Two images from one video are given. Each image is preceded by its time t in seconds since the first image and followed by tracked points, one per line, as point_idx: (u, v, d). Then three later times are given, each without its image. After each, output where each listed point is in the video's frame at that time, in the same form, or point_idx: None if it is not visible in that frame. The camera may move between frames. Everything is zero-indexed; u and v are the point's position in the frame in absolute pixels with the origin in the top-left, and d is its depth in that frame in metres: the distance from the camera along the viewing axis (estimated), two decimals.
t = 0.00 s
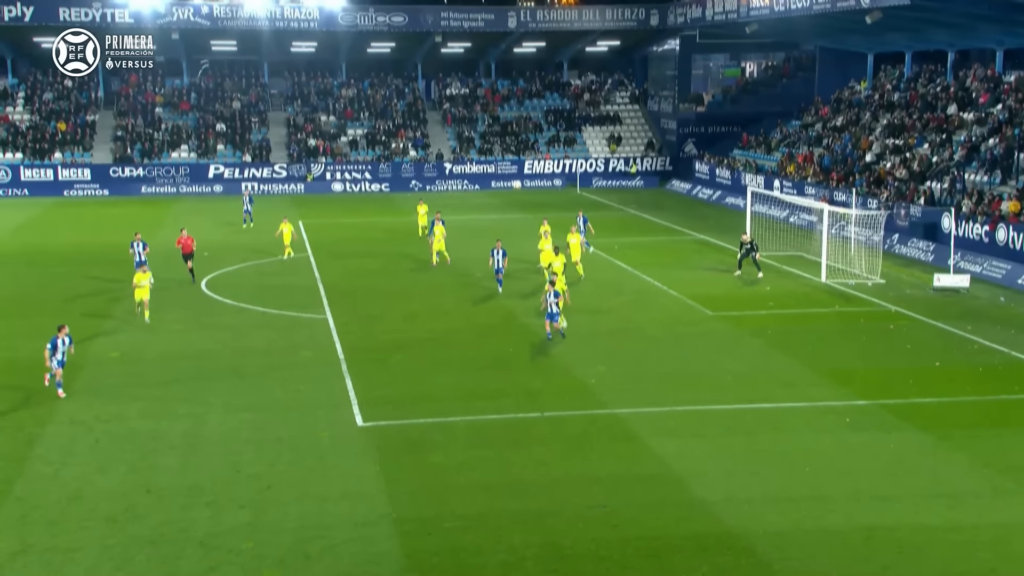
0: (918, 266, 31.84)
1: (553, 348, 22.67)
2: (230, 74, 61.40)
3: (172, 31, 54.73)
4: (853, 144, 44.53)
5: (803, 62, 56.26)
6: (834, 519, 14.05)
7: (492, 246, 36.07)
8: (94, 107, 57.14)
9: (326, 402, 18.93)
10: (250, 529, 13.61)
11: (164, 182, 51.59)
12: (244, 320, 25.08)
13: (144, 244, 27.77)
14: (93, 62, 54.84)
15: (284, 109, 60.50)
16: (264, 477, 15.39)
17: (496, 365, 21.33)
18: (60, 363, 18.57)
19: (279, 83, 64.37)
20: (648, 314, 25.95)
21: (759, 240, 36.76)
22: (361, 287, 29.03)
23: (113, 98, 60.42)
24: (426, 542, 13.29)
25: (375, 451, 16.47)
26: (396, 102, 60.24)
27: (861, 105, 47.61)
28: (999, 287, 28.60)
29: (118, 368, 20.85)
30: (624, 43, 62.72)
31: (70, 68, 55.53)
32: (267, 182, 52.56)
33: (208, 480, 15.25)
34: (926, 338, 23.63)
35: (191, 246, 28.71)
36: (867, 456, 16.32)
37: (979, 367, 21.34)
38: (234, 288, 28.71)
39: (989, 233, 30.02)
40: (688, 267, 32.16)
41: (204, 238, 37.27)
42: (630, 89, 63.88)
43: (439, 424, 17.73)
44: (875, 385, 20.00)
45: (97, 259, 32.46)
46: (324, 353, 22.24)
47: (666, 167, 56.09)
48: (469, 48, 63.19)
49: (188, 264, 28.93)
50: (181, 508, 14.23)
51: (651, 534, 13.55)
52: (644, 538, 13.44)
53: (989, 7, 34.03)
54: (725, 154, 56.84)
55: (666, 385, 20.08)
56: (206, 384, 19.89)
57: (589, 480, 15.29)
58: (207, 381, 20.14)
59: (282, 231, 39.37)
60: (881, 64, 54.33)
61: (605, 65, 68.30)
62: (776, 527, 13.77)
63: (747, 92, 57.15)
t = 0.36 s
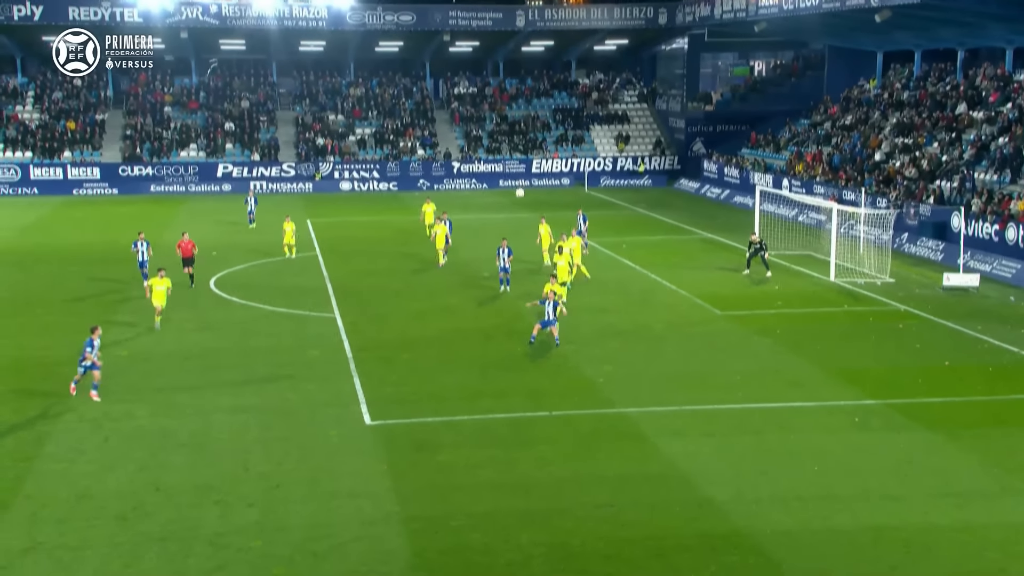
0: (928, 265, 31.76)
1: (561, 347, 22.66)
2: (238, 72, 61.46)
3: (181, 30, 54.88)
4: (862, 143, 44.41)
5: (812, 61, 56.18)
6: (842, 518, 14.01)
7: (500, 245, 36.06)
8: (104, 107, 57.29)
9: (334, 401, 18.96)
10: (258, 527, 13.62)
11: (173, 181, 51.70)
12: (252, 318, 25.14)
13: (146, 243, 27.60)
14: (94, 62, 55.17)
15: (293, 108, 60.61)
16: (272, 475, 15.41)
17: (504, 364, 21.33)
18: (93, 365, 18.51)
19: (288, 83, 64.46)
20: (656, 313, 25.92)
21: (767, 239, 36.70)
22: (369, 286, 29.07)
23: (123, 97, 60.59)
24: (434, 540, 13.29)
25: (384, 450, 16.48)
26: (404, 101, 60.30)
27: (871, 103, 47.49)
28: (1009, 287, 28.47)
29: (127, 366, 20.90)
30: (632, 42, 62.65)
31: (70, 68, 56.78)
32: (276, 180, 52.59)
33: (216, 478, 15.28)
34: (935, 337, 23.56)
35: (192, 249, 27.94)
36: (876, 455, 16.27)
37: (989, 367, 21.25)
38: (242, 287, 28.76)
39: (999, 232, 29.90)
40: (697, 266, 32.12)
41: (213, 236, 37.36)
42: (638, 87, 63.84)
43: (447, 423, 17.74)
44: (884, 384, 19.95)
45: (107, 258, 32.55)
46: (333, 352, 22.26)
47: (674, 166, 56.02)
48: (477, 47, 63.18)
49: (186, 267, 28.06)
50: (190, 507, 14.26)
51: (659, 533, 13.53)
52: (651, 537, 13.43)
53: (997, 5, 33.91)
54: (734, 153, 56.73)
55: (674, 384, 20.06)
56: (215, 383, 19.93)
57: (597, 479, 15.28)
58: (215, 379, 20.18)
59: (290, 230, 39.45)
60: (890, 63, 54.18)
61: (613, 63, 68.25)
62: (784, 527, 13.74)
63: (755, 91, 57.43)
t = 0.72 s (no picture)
0: (946, 263, 31.60)
1: (575, 344, 22.64)
2: (254, 69, 61.59)
3: (197, 28, 55.12)
4: (880, 140, 44.18)
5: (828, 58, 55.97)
6: (858, 517, 13.95)
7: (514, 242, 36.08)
8: (121, 104, 57.60)
9: (350, 397, 19.01)
10: (274, 524, 13.67)
11: (189, 178, 51.87)
12: (268, 315, 25.23)
13: (156, 242, 27.57)
14: (94, 63, 56.87)
15: (308, 106, 60.80)
16: (288, 471, 15.47)
17: (518, 362, 21.33)
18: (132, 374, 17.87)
19: (304, 80, 64.68)
20: (671, 311, 25.88)
21: (783, 237, 36.57)
22: (384, 283, 29.12)
23: (140, 95, 60.98)
24: (449, 537, 13.31)
25: (399, 447, 16.51)
26: (420, 98, 60.39)
27: (888, 101, 47.26)
28: None
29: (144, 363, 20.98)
30: (648, 39, 62.50)
31: (71, 68, 57.26)
32: (292, 178, 52.67)
33: (232, 475, 15.35)
34: (952, 335, 23.44)
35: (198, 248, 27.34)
36: (892, 455, 16.19)
37: (1006, 365, 21.12)
38: (258, 284, 28.85)
39: (1017, 230, 29.68)
40: (712, 264, 32.06)
41: (229, 233, 37.52)
42: (653, 84, 63.75)
43: (462, 420, 17.77)
44: (900, 382, 19.86)
45: (124, 255, 32.72)
46: (348, 349, 22.31)
47: (689, 163, 55.99)
48: (493, 44, 63.14)
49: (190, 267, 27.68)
50: (207, 502, 14.32)
51: (674, 531, 13.50)
52: (666, 535, 13.41)
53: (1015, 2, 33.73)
54: (749, 151, 56.50)
55: (689, 381, 20.02)
56: (230, 380, 20.01)
57: (612, 477, 15.26)
58: (230, 376, 20.28)
59: (305, 227, 39.58)
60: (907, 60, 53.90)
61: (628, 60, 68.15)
62: (799, 525, 13.70)
63: (771, 87, 57.06)
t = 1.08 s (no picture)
0: (962, 257, 31.44)
1: (589, 339, 22.63)
2: (269, 63, 61.70)
3: (212, 22, 55.20)
4: (896, 134, 43.94)
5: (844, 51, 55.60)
6: (874, 513, 13.90)
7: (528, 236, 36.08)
8: (136, 98, 57.85)
9: (364, 391, 19.06)
10: (289, 516, 13.74)
11: (204, 172, 51.93)
12: (283, 309, 25.30)
13: (165, 238, 27.27)
14: (93, 64, 58.09)
15: (323, 100, 60.88)
16: (302, 465, 15.53)
17: (532, 356, 21.34)
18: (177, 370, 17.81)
19: (318, 74, 64.80)
20: (685, 305, 25.85)
21: (798, 232, 36.43)
22: (398, 277, 29.17)
23: (156, 89, 61.23)
24: (463, 531, 13.33)
25: (413, 440, 16.55)
26: (433, 92, 60.40)
27: (904, 94, 47.01)
28: None
29: (159, 357, 21.06)
30: (662, 33, 62.29)
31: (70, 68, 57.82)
32: (306, 172, 52.68)
33: (247, 467, 15.42)
34: (969, 330, 23.32)
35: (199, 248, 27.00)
36: (908, 450, 16.13)
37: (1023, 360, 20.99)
38: (273, 278, 28.94)
39: None
40: (726, 258, 31.98)
41: (243, 228, 37.67)
42: (667, 78, 63.60)
43: (476, 414, 17.79)
44: (917, 377, 19.77)
45: (139, 249, 32.90)
46: (362, 343, 22.36)
47: (704, 157, 55.60)
48: (506, 38, 63.03)
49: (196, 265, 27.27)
50: (222, 495, 14.40)
51: (688, 526, 13.49)
52: (681, 530, 13.40)
53: None
54: (764, 145, 56.30)
55: (703, 376, 19.99)
56: (245, 373, 20.10)
57: (625, 472, 15.25)
58: (245, 369, 20.35)
59: (319, 221, 39.68)
60: (923, 53, 53.59)
61: (643, 54, 68.01)
62: (814, 520, 13.67)
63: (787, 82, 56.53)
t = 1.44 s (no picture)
0: (975, 249, 31.32)
1: (600, 331, 22.62)
2: (280, 54, 61.70)
3: (223, 13, 55.17)
4: (909, 124, 43.74)
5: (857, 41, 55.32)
6: (886, 505, 13.88)
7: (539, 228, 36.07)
8: (148, 89, 58.00)
9: (375, 382, 19.10)
10: (301, 506, 13.78)
11: (216, 163, 52.01)
12: (295, 300, 25.36)
13: (170, 230, 27.07)
14: (93, 63, 58.33)
15: (334, 91, 60.92)
16: (314, 455, 15.57)
17: (543, 348, 21.34)
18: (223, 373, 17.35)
19: (329, 65, 64.84)
20: (697, 297, 25.81)
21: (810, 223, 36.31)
22: (409, 269, 29.20)
23: (167, 80, 61.41)
24: (474, 522, 13.36)
25: (425, 431, 16.58)
26: (444, 83, 60.39)
27: (917, 85, 46.78)
28: None
29: (172, 347, 21.14)
30: (674, 24, 62.04)
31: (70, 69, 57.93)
32: (317, 163, 52.72)
33: (259, 457, 15.47)
34: (982, 322, 23.24)
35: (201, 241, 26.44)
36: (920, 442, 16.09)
37: None
38: (285, 268, 28.99)
39: None
40: (737, 249, 31.91)
41: (255, 219, 37.74)
42: (679, 69, 63.43)
43: (486, 405, 17.80)
44: (929, 369, 19.73)
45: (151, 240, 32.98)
46: (373, 334, 22.40)
47: (716, 148, 55.84)
48: (517, 29, 62.85)
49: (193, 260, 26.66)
50: (234, 485, 14.46)
51: (699, 517, 13.49)
52: (692, 521, 13.40)
53: None
54: (776, 136, 56.07)
55: (714, 367, 19.97)
56: (257, 363, 20.15)
57: (637, 464, 15.25)
58: (256, 360, 20.40)
59: (330, 212, 39.72)
60: (937, 44, 53.30)
61: (654, 45, 67.81)
62: (825, 511, 13.67)
63: (799, 72, 55.95)
